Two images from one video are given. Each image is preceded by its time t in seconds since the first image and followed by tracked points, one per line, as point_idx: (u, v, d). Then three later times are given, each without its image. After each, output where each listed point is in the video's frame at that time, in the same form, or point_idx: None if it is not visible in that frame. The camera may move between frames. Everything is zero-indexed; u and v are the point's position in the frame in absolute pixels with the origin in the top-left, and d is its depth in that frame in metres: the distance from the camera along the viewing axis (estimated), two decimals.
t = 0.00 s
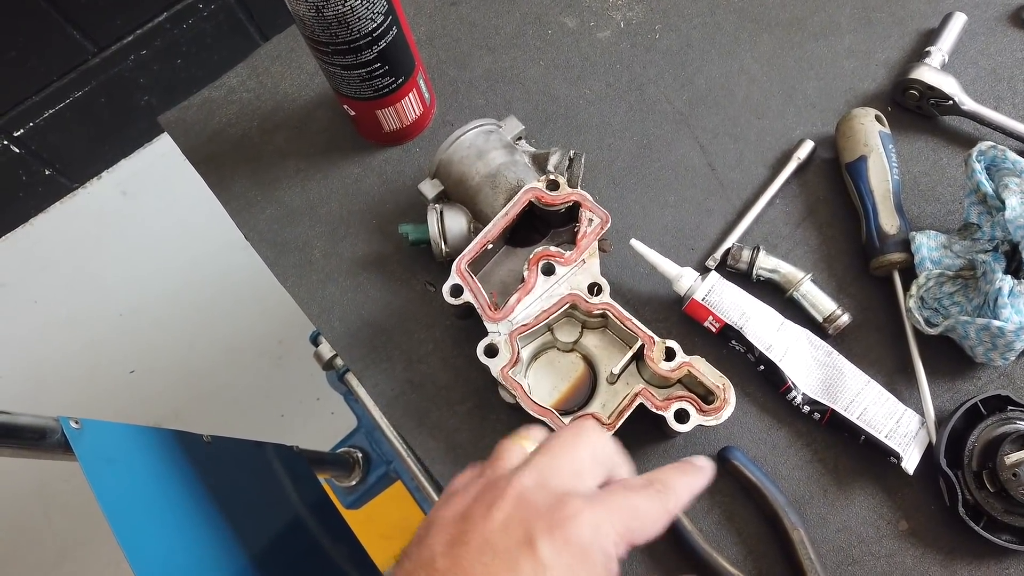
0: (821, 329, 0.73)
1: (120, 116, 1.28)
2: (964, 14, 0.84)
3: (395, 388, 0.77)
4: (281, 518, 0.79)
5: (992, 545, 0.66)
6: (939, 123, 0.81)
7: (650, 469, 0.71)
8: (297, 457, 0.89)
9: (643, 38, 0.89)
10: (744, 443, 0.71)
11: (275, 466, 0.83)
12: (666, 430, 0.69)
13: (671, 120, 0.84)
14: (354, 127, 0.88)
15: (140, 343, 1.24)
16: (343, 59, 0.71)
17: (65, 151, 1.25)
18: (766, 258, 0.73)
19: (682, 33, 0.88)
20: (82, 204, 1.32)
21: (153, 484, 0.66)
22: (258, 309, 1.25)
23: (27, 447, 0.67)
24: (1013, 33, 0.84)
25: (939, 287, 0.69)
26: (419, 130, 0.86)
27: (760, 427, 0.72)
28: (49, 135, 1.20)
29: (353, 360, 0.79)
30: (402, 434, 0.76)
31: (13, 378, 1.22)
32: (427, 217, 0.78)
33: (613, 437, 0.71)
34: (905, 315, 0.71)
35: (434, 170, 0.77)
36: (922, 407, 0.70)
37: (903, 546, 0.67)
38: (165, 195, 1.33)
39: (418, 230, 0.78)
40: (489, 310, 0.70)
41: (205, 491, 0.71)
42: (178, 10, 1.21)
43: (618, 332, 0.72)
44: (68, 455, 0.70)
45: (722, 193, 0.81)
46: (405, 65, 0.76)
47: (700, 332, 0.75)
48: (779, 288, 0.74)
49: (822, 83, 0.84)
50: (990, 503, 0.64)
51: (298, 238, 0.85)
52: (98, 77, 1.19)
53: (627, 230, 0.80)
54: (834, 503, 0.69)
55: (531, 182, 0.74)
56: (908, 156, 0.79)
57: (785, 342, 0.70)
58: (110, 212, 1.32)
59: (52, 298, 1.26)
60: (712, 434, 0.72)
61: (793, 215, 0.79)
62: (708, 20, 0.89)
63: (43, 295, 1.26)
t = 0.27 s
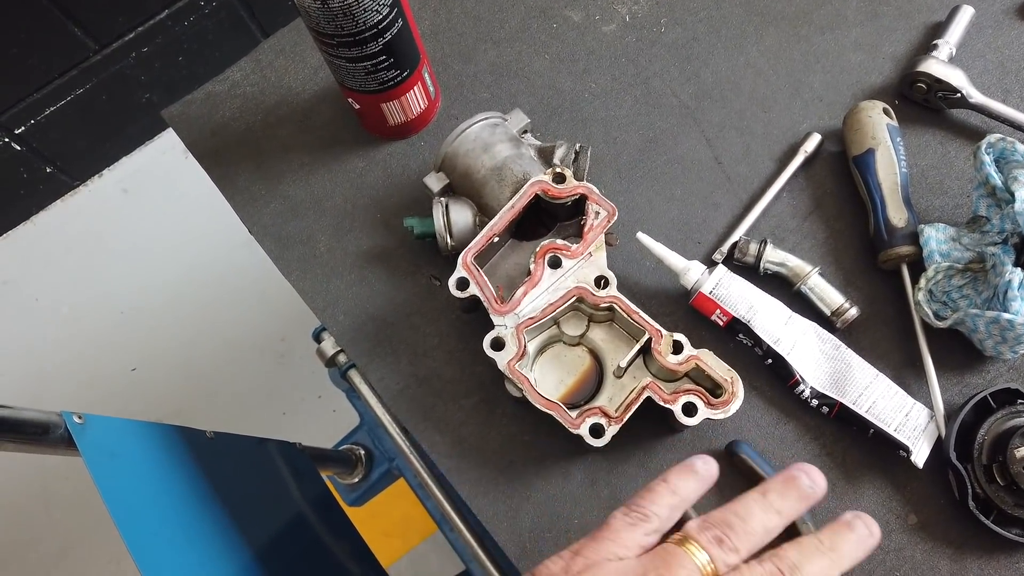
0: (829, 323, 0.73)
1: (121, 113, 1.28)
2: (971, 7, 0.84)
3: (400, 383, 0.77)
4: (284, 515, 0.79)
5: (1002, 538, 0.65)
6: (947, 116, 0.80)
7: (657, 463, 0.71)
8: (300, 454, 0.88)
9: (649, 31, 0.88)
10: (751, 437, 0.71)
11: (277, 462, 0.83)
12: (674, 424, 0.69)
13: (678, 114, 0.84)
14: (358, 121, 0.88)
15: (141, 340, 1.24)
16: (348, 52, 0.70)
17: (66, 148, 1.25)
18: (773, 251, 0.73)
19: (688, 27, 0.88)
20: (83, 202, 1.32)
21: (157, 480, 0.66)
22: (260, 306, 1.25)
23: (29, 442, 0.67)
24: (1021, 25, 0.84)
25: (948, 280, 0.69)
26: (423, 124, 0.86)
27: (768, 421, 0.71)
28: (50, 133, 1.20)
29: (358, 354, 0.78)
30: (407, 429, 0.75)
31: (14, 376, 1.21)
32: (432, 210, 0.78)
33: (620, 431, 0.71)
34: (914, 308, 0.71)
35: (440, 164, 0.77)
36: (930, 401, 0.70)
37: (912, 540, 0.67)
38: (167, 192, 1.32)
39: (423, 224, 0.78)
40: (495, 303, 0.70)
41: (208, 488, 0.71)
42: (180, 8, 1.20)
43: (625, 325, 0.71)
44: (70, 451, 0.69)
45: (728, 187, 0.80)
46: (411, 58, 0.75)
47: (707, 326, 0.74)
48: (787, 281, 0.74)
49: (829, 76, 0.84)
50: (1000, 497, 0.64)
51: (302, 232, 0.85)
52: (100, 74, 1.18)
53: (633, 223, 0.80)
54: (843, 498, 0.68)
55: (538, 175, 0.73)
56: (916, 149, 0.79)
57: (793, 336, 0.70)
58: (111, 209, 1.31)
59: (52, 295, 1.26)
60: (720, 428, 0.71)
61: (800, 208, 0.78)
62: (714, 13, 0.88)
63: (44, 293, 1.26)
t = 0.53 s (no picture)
0: (836, 316, 0.73)
1: (124, 110, 1.27)
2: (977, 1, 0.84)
3: (406, 376, 0.77)
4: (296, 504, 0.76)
5: (1008, 531, 0.65)
6: (952, 110, 0.80)
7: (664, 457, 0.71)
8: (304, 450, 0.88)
9: (654, 25, 0.88)
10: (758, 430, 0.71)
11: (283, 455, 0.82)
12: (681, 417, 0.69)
13: (683, 108, 0.84)
14: (364, 115, 0.88)
15: (143, 337, 1.23)
16: (355, 45, 0.70)
17: (68, 146, 1.25)
18: (779, 245, 0.73)
19: (694, 21, 0.88)
20: (85, 200, 1.32)
21: (164, 478, 0.66)
22: (263, 304, 1.24)
23: (36, 437, 0.67)
24: None
25: (954, 273, 0.69)
26: (429, 118, 0.86)
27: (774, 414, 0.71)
28: (52, 131, 1.19)
29: (364, 348, 0.78)
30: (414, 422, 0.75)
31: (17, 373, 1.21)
32: (439, 204, 0.78)
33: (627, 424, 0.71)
34: (921, 302, 0.71)
35: (446, 157, 0.77)
36: (937, 394, 0.69)
37: (919, 533, 0.67)
38: (169, 190, 1.32)
39: (429, 218, 0.78)
40: (502, 296, 0.70)
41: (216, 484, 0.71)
42: (183, 6, 1.20)
43: (631, 318, 0.71)
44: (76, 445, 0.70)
45: (735, 180, 0.80)
46: (417, 52, 0.75)
47: (714, 319, 0.74)
48: (793, 275, 0.74)
49: (835, 70, 0.84)
50: (1007, 489, 0.63)
51: (308, 226, 0.85)
52: (102, 72, 1.18)
53: (640, 217, 0.80)
54: (850, 491, 0.68)
55: (544, 168, 0.73)
56: (922, 142, 0.79)
57: (800, 329, 0.69)
58: (113, 206, 1.31)
59: (55, 293, 1.26)
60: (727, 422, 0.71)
61: (806, 202, 0.78)
62: (720, 8, 0.88)
63: (47, 291, 1.26)
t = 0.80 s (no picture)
0: (837, 315, 0.73)
1: (128, 111, 1.28)
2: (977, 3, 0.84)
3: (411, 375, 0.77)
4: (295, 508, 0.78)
5: (1009, 528, 0.66)
6: (953, 111, 0.81)
7: (667, 454, 0.71)
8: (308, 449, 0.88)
9: (657, 26, 0.89)
10: (760, 428, 0.71)
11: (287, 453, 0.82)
12: (684, 415, 0.69)
13: (686, 108, 0.85)
14: (368, 116, 0.88)
15: (146, 337, 1.24)
16: (360, 46, 0.71)
17: (71, 146, 1.25)
18: (781, 244, 0.74)
19: (696, 22, 0.89)
20: (88, 200, 1.33)
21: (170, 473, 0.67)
22: (265, 303, 1.24)
23: (43, 435, 0.68)
24: None
25: (955, 272, 0.69)
26: (433, 118, 0.87)
27: (776, 412, 0.72)
28: (55, 130, 1.20)
29: (369, 347, 0.79)
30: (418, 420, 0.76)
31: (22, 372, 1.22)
32: (443, 204, 0.79)
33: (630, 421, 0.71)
34: (922, 300, 0.72)
35: (450, 157, 0.78)
36: (938, 392, 0.70)
37: (919, 530, 0.67)
38: (171, 189, 1.32)
39: (434, 218, 0.78)
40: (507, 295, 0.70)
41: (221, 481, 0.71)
42: (185, 5, 1.20)
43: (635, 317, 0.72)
44: (81, 442, 0.70)
45: (737, 180, 0.81)
46: (422, 52, 0.76)
47: (716, 318, 0.75)
48: (795, 274, 0.75)
49: (837, 71, 0.85)
50: (1008, 487, 0.64)
51: (313, 226, 0.85)
52: (105, 72, 1.19)
53: (643, 217, 0.80)
54: (851, 488, 0.69)
55: (548, 168, 0.74)
56: (923, 143, 0.80)
57: (802, 327, 0.70)
58: (116, 206, 1.32)
59: (58, 292, 1.26)
60: (729, 419, 0.72)
61: (808, 202, 0.79)
62: (722, 9, 0.89)
63: (50, 290, 1.27)
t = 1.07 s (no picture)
0: (840, 315, 0.73)
1: (126, 111, 1.27)
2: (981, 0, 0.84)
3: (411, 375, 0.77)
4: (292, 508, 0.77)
5: (1013, 529, 0.65)
6: (956, 109, 0.80)
7: (668, 455, 0.71)
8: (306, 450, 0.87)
9: (658, 24, 0.88)
10: (763, 428, 0.71)
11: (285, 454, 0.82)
12: (686, 416, 0.68)
13: (688, 107, 0.84)
14: (368, 114, 0.88)
15: (144, 337, 1.23)
16: (360, 43, 0.70)
17: (70, 146, 1.25)
18: (784, 243, 0.73)
19: (698, 19, 0.88)
20: (86, 199, 1.32)
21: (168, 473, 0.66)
22: (263, 302, 1.23)
23: (40, 435, 0.67)
24: None
25: (959, 272, 0.69)
26: (433, 117, 0.86)
27: (778, 412, 0.71)
28: (53, 130, 1.19)
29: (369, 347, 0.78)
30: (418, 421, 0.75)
31: (19, 372, 1.21)
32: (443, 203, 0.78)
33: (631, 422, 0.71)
34: (925, 300, 0.71)
35: (450, 155, 0.77)
36: (942, 392, 0.69)
37: (923, 531, 0.67)
38: (169, 188, 1.32)
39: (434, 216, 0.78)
40: (507, 294, 0.70)
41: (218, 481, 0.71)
42: (184, 4, 1.19)
43: (636, 317, 0.71)
44: (77, 443, 0.69)
45: (739, 179, 0.80)
46: (421, 50, 0.75)
47: (718, 317, 0.74)
48: (797, 273, 0.74)
49: (839, 69, 0.84)
50: (1012, 488, 0.63)
51: (312, 225, 0.85)
52: (103, 72, 1.18)
53: (644, 216, 0.80)
54: (855, 489, 0.68)
55: (549, 166, 0.73)
56: (927, 141, 0.79)
57: (805, 327, 0.69)
58: (114, 206, 1.31)
59: (56, 292, 1.26)
60: (731, 420, 0.71)
61: (810, 201, 0.78)
62: (724, 6, 0.88)
63: (48, 290, 1.26)
